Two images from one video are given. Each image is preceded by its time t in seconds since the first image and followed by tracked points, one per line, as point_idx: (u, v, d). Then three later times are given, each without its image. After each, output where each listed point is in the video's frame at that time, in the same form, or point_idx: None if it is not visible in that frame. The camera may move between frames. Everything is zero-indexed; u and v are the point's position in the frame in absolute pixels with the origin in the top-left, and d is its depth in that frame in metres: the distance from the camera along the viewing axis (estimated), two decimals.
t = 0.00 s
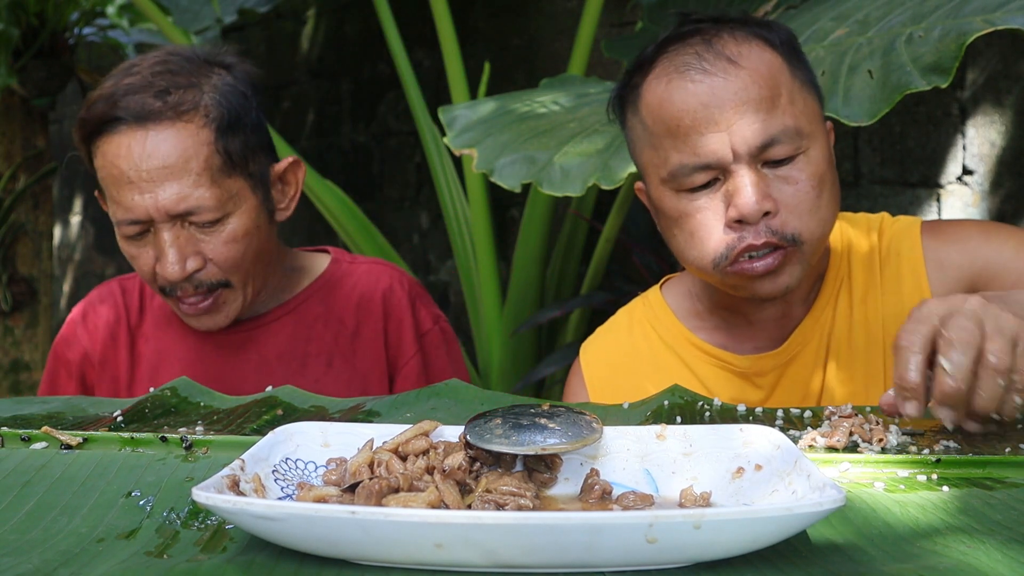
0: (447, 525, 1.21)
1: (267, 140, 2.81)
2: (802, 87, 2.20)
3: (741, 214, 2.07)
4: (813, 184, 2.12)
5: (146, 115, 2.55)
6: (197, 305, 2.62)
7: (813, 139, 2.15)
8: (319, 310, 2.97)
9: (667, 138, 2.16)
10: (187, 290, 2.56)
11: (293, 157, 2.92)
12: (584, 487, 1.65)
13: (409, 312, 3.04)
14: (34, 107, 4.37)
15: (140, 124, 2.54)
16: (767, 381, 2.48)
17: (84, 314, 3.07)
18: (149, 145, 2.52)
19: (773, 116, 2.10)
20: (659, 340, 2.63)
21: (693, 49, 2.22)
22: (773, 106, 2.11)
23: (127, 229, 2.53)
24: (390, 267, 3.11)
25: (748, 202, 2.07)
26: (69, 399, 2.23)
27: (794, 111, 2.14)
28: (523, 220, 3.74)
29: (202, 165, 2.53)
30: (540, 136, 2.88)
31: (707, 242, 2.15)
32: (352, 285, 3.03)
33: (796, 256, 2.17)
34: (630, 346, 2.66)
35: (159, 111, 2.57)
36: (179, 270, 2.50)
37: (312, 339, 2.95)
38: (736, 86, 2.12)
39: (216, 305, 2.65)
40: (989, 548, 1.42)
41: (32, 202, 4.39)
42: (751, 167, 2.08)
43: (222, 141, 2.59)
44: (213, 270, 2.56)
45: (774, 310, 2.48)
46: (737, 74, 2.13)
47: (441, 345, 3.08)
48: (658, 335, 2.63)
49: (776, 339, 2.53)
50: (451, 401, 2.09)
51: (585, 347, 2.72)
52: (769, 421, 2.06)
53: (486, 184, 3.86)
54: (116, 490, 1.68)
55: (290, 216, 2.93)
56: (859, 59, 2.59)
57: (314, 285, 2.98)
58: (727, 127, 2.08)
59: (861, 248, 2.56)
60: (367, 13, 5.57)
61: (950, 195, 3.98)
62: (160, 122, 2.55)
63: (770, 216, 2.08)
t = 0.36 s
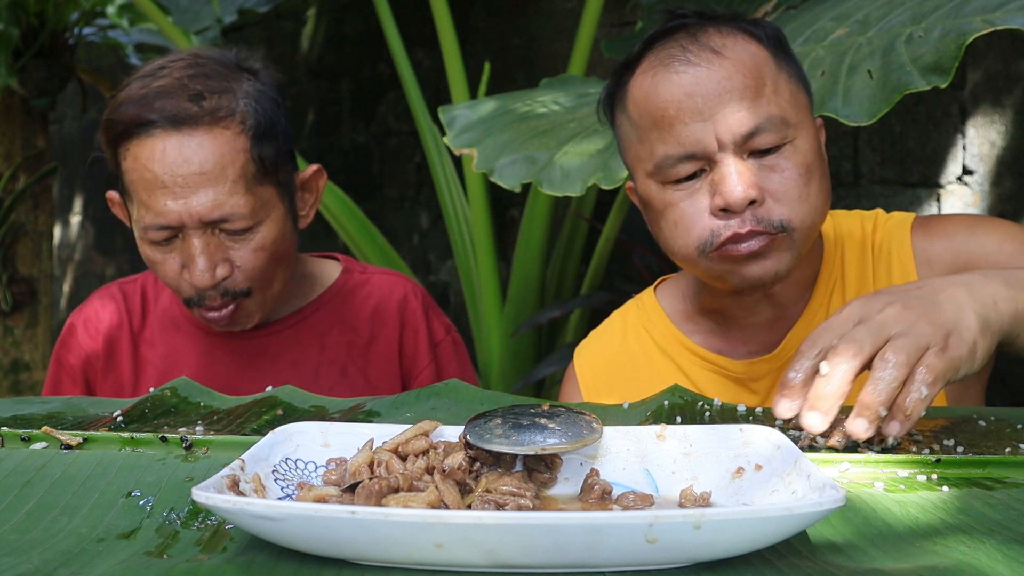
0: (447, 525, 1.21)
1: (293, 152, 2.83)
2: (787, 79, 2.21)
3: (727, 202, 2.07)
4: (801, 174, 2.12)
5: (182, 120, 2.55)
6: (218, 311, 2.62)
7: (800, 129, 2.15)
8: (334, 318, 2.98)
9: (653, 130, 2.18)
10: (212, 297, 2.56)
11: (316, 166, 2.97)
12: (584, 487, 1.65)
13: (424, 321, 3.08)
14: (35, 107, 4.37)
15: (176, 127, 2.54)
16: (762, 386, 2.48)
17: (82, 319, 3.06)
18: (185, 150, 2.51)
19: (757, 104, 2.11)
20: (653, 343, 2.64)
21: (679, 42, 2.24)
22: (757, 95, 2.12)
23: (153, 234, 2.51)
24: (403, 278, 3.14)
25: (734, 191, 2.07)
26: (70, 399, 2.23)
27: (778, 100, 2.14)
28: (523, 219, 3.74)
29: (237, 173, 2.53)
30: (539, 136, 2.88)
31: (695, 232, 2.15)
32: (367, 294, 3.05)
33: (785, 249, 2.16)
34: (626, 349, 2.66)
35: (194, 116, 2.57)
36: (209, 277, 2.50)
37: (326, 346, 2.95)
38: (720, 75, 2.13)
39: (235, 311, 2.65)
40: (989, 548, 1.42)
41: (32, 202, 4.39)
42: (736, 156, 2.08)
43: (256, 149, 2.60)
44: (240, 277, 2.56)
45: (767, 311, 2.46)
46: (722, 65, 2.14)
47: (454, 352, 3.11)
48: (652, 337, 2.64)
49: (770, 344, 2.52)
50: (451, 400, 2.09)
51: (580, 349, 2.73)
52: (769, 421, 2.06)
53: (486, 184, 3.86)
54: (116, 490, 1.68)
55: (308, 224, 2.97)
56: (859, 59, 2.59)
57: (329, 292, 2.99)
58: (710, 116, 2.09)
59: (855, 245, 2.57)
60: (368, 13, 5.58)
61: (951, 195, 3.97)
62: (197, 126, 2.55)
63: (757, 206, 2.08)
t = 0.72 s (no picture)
0: (448, 525, 1.21)
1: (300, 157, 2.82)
2: (807, 72, 2.21)
3: (741, 195, 2.08)
4: (816, 170, 2.12)
5: (190, 123, 2.55)
6: (220, 313, 2.63)
7: (818, 125, 2.15)
8: (331, 324, 2.98)
9: (669, 119, 2.18)
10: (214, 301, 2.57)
11: (321, 170, 2.97)
12: (584, 487, 1.65)
13: (421, 328, 3.07)
14: (34, 107, 4.37)
15: (184, 131, 2.54)
16: (771, 383, 2.48)
17: (83, 322, 3.04)
18: (192, 154, 2.51)
19: (775, 97, 2.11)
20: (660, 339, 2.64)
21: (699, 32, 2.24)
22: (776, 88, 2.12)
23: (156, 237, 2.51)
24: (402, 283, 3.14)
25: (747, 184, 2.08)
26: (70, 399, 2.23)
27: (797, 94, 2.14)
28: (523, 219, 3.74)
29: (244, 178, 2.53)
30: (539, 136, 2.88)
31: (708, 224, 2.16)
32: (366, 300, 3.04)
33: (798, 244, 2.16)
34: (630, 347, 2.66)
35: (203, 120, 2.56)
36: (213, 282, 2.51)
37: (323, 353, 2.96)
38: (739, 66, 2.13)
39: (239, 314, 2.66)
40: (988, 548, 1.42)
41: (32, 202, 4.39)
42: (752, 148, 2.09)
43: (263, 154, 2.60)
44: (242, 281, 2.57)
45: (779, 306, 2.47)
46: (741, 55, 2.15)
47: (453, 357, 3.08)
48: (659, 332, 2.64)
49: (781, 341, 2.52)
50: (451, 400, 2.09)
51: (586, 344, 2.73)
52: (769, 421, 2.06)
53: (486, 184, 3.86)
54: (116, 490, 1.68)
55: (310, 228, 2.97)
56: (859, 59, 2.59)
57: (327, 297, 2.98)
58: (727, 107, 2.10)
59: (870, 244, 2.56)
60: (368, 13, 5.58)
61: (950, 195, 3.97)
62: (204, 130, 2.55)
63: (770, 199, 2.09)
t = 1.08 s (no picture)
0: (447, 525, 1.21)
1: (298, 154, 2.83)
2: (820, 71, 2.20)
3: (749, 193, 2.08)
4: (826, 169, 2.12)
5: (189, 121, 2.55)
6: (221, 309, 2.63)
7: (828, 124, 2.15)
8: (334, 324, 2.98)
9: (679, 115, 2.19)
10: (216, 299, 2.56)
11: (318, 167, 2.97)
12: (584, 487, 1.65)
13: (423, 329, 3.07)
14: (35, 107, 4.37)
15: (183, 130, 2.54)
16: (778, 386, 2.48)
17: (82, 322, 3.05)
18: (192, 153, 2.51)
19: (786, 95, 2.12)
20: (665, 338, 2.64)
21: (711, 29, 2.24)
22: (788, 86, 2.12)
23: (158, 237, 2.51)
24: (404, 284, 3.14)
25: (756, 181, 2.08)
26: (70, 399, 2.23)
27: (809, 92, 2.14)
28: (524, 219, 3.74)
29: (244, 175, 2.53)
30: (540, 136, 2.89)
31: (714, 222, 2.17)
32: (368, 302, 3.05)
33: (806, 243, 2.17)
34: (634, 347, 2.66)
35: (201, 118, 2.57)
36: (216, 280, 2.50)
37: (325, 354, 2.96)
38: (751, 65, 2.14)
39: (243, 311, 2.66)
40: (988, 548, 1.42)
41: (32, 202, 4.39)
42: (762, 146, 2.09)
43: (263, 151, 2.61)
44: (245, 278, 2.56)
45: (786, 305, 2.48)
46: (753, 53, 2.15)
47: (454, 361, 3.09)
48: (664, 331, 2.64)
49: (788, 342, 2.52)
50: (451, 400, 2.09)
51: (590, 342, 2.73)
52: (769, 421, 2.06)
53: (486, 184, 3.86)
54: (116, 490, 1.68)
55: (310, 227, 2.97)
56: (859, 59, 2.58)
57: (330, 298, 2.99)
58: (739, 104, 2.10)
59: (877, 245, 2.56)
60: (368, 13, 5.58)
61: (950, 195, 3.97)
62: (203, 128, 2.55)
63: (779, 196, 2.09)
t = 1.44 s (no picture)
0: (447, 525, 1.21)
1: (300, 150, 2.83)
2: (813, 65, 2.20)
3: (727, 190, 2.10)
4: (811, 165, 2.12)
5: (194, 116, 2.55)
6: (225, 306, 2.62)
7: (816, 119, 2.15)
8: (334, 325, 2.98)
9: (663, 112, 2.22)
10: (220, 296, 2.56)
11: (319, 166, 2.98)
12: (584, 487, 1.65)
13: (423, 330, 3.07)
14: (35, 107, 4.37)
15: (187, 124, 2.54)
16: (784, 391, 2.47)
17: (82, 323, 3.05)
18: (196, 147, 2.51)
19: (771, 89, 2.12)
20: (669, 338, 2.63)
21: (703, 23, 2.27)
22: (772, 80, 2.13)
23: (162, 233, 2.51)
24: (404, 284, 3.14)
25: (735, 177, 2.10)
26: (70, 399, 2.23)
27: (795, 86, 2.15)
28: (524, 219, 3.74)
29: (249, 170, 2.53)
30: (539, 136, 2.89)
31: (696, 219, 2.18)
32: (368, 302, 3.04)
33: (788, 244, 2.16)
34: (637, 347, 2.66)
35: (206, 112, 2.57)
36: (220, 276, 2.50)
37: (325, 354, 2.96)
38: (735, 58, 2.15)
39: (245, 310, 2.65)
40: (988, 548, 1.42)
41: (32, 202, 4.39)
42: (742, 142, 2.11)
43: (267, 146, 2.61)
44: (249, 273, 2.56)
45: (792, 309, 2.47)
46: (739, 48, 2.17)
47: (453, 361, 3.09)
48: (667, 332, 2.64)
49: (795, 347, 2.51)
50: (451, 401, 2.09)
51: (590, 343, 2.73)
52: (769, 421, 2.06)
53: (486, 184, 3.85)
54: (116, 490, 1.68)
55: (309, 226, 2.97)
56: (859, 59, 2.58)
57: (330, 299, 2.99)
58: (719, 99, 2.12)
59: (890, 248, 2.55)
60: (368, 13, 5.58)
61: (951, 195, 3.97)
62: (207, 122, 2.55)
63: (760, 194, 2.10)
